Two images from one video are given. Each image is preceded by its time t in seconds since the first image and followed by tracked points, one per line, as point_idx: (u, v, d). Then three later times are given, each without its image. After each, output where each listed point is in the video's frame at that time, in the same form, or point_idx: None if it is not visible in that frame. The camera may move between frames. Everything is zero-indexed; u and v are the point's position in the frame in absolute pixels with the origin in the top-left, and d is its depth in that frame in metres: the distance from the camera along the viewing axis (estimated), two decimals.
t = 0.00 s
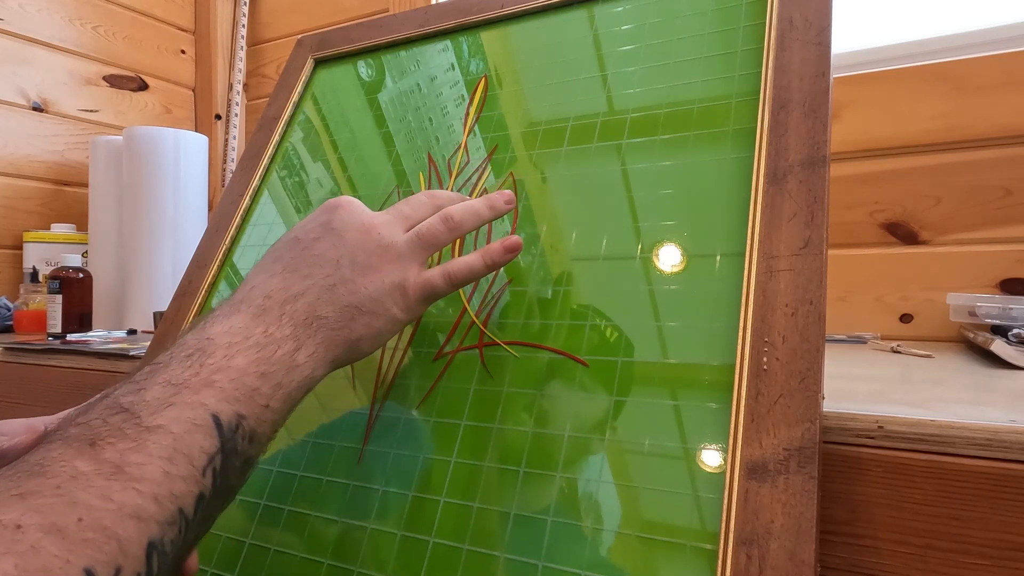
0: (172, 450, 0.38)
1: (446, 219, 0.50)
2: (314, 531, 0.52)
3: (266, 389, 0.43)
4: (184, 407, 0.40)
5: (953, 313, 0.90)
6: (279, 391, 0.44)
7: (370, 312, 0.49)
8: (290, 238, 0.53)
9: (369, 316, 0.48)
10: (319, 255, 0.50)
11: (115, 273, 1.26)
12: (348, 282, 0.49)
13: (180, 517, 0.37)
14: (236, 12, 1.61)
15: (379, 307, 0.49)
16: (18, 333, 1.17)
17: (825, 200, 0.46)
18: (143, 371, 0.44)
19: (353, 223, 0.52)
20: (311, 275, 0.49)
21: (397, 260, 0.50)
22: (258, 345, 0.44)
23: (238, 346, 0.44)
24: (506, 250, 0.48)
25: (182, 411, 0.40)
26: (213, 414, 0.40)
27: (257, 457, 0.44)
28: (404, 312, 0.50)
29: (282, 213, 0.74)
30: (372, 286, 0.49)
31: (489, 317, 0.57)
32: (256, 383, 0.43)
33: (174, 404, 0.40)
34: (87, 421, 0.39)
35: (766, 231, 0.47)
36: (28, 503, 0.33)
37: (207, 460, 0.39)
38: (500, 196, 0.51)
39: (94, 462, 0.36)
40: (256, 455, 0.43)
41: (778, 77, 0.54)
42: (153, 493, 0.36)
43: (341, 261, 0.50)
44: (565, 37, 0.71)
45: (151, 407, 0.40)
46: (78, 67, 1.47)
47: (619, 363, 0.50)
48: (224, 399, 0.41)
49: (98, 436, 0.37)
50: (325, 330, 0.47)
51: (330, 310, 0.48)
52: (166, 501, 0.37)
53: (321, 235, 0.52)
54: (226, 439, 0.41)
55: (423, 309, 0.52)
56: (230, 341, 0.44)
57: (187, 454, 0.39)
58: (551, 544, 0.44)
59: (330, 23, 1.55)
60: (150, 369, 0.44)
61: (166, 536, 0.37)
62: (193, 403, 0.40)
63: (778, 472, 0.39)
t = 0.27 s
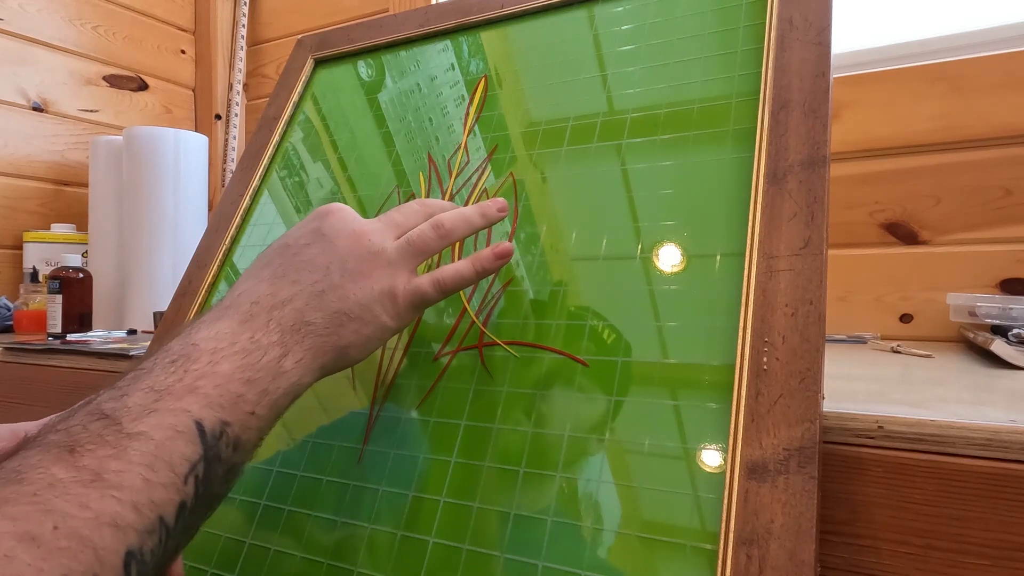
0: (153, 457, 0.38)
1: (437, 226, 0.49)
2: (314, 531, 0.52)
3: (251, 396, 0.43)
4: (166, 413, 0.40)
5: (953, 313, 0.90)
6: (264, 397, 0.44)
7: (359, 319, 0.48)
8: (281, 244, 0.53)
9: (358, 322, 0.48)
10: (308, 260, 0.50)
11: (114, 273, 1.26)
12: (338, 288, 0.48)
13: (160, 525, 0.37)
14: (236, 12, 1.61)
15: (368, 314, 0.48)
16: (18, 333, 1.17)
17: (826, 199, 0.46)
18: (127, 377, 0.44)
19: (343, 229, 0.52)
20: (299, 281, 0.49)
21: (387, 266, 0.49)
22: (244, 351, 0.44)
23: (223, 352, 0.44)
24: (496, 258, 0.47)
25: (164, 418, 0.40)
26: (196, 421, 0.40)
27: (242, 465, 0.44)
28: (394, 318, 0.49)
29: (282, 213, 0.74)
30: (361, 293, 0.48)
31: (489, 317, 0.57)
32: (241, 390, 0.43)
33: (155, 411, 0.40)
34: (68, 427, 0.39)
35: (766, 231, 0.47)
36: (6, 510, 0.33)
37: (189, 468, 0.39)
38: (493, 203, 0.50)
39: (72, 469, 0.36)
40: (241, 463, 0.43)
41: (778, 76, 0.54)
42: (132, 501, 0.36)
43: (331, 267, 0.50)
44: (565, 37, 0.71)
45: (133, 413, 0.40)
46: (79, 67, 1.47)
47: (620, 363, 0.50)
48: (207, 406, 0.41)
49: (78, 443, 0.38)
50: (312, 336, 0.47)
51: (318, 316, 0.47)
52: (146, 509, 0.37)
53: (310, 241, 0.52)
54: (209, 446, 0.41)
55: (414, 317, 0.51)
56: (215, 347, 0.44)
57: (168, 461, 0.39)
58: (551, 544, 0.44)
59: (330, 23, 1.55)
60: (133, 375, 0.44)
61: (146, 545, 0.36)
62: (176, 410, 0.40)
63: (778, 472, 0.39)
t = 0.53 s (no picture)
0: (138, 464, 0.38)
1: (431, 232, 0.49)
2: (314, 532, 0.52)
3: (240, 402, 0.43)
4: (153, 419, 0.40)
5: (953, 313, 0.90)
6: (254, 403, 0.43)
7: (351, 325, 0.48)
8: (273, 250, 0.53)
9: (350, 328, 0.48)
10: (300, 266, 0.50)
11: (114, 273, 1.26)
12: (330, 293, 0.48)
13: (144, 532, 0.37)
14: (236, 12, 1.61)
15: (361, 320, 0.48)
16: (19, 333, 1.17)
17: (825, 199, 0.46)
18: (115, 382, 0.44)
19: (336, 235, 0.52)
20: (291, 287, 0.48)
21: (380, 272, 0.49)
22: (233, 356, 0.44)
23: (212, 357, 0.44)
24: (489, 262, 0.47)
25: (150, 423, 0.40)
26: (184, 426, 0.40)
27: (231, 471, 0.44)
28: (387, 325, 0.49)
29: (282, 213, 0.74)
30: (353, 299, 0.48)
31: (489, 317, 0.57)
32: (230, 396, 0.43)
33: (141, 416, 0.40)
34: (54, 432, 0.39)
35: (765, 231, 0.47)
36: None
37: (175, 475, 0.39)
38: (487, 210, 0.50)
39: (56, 475, 0.36)
40: (230, 468, 0.43)
41: (778, 76, 0.54)
42: (116, 507, 0.36)
43: (324, 272, 0.49)
44: (565, 37, 0.71)
45: (119, 419, 0.40)
46: (79, 67, 1.47)
47: (619, 363, 0.50)
48: (195, 411, 0.41)
49: (62, 449, 0.37)
50: (303, 342, 0.46)
51: (309, 322, 0.47)
52: (130, 516, 0.37)
53: (303, 246, 0.52)
54: (197, 452, 0.41)
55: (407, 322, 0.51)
56: (204, 353, 0.44)
57: (154, 467, 0.39)
58: (551, 544, 0.44)
59: (330, 23, 1.55)
60: (121, 381, 0.44)
61: (130, 552, 0.37)
62: (163, 415, 0.40)
63: (778, 472, 0.39)
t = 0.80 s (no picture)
0: (122, 471, 0.38)
1: (423, 239, 0.49)
2: (314, 532, 0.52)
3: (228, 408, 0.43)
4: (138, 425, 0.40)
5: (953, 313, 0.90)
6: (242, 410, 0.44)
7: (342, 331, 0.48)
8: (265, 254, 0.53)
9: (340, 335, 0.48)
10: (292, 272, 0.50)
11: (114, 273, 1.26)
12: (321, 300, 0.49)
13: (127, 540, 0.38)
14: (236, 12, 1.61)
15: (351, 327, 0.48)
16: (18, 333, 1.17)
17: (825, 200, 0.46)
18: (101, 388, 0.44)
19: (329, 241, 0.52)
20: (282, 293, 0.49)
21: (372, 279, 0.50)
22: (222, 362, 0.44)
23: (200, 363, 0.44)
24: (481, 268, 0.47)
25: (135, 430, 0.40)
26: (170, 433, 0.41)
27: (218, 477, 0.44)
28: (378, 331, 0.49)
29: (282, 213, 0.74)
30: (344, 305, 0.49)
31: (489, 317, 0.57)
32: (218, 402, 0.43)
33: (126, 423, 0.40)
34: (38, 438, 0.40)
35: (766, 231, 0.47)
36: None
37: (160, 482, 0.40)
38: (480, 217, 0.50)
39: (38, 483, 0.36)
40: (217, 474, 0.43)
41: (778, 76, 0.54)
42: (97, 516, 0.36)
43: (315, 278, 0.50)
44: (565, 37, 0.71)
45: (103, 425, 0.40)
46: (79, 67, 1.47)
47: (620, 363, 0.50)
48: (181, 418, 0.41)
49: (45, 456, 0.38)
50: (293, 348, 0.47)
51: (300, 327, 0.47)
52: (112, 525, 0.37)
53: (296, 252, 0.52)
54: (182, 458, 0.41)
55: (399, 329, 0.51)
56: (192, 359, 0.44)
57: (139, 475, 0.39)
58: (551, 544, 0.44)
59: (330, 23, 1.55)
60: (107, 386, 0.44)
61: (112, 561, 0.37)
62: (149, 422, 0.40)
63: (778, 472, 0.39)
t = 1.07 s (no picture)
0: (107, 475, 0.38)
1: (415, 243, 0.50)
2: (314, 532, 0.52)
3: (216, 412, 0.43)
4: (124, 428, 0.40)
5: (953, 313, 0.90)
6: (230, 414, 0.44)
7: (332, 335, 0.48)
8: (256, 258, 0.53)
9: (331, 339, 0.48)
10: (283, 276, 0.50)
11: (114, 274, 1.26)
12: (312, 303, 0.48)
13: (112, 545, 0.38)
14: (236, 12, 1.61)
15: (342, 331, 0.48)
16: (18, 333, 1.17)
17: (825, 200, 0.46)
18: (87, 392, 0.44)
19: (320, 245, 0.52)
20: (273, 297, 0.49)
21: (363, 283, 0.50)
22: (211, 365, 0.45)
23: (188, 366, 0.44)
24: (473, 272, 0.48)
25: (121, 433, 0.40)
26: (156, 436, 0.41)
27: (205, 482, 0.44)
28: (369, 336, 0.49)
29: (282, 213, 0.74)
30: (335, 309, 0.48)
31: (489, 317, 0.57)
32: (206, 406, 0.43)
33: (112, 426, 0.40)
34: (21, 442, 0.39)
35: (766, 231, 0.47)
36: None
37: (146, 486, 0.40)
38: (472, 222, 0.51)
39: (22, 486, 0.36)
40: (204, 479, 0.44)
41: (778, 76, 0.54)
42: (81, 520, 0.36)
43: (306, 282, 0.49)
44: (564, 37, 0.71)
45: (89, 429, 0.40)
46: (79, 67, 1.47)
47: (620, 363, 0.50)
48: (169, 421, 0.41)
49: (28, 459, 0.38)
50: (283, 352, 0.47)
51: (290, 331, 0.47)
52: (97, 529, 0.37)
53: (287, 256, 0.52)
54: (169, 463, 0.41)
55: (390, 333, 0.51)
56: (180, 362, 0.44)
57: (124, 479, 0.39)
58: (551, 544, 0.44)
59: (330, 23, 1.55)
60: (93, 390, 0.44)
61: (96, 566, 0.37)
62: (135, 425, 0.41)
63: (778, 472, 0.39)
